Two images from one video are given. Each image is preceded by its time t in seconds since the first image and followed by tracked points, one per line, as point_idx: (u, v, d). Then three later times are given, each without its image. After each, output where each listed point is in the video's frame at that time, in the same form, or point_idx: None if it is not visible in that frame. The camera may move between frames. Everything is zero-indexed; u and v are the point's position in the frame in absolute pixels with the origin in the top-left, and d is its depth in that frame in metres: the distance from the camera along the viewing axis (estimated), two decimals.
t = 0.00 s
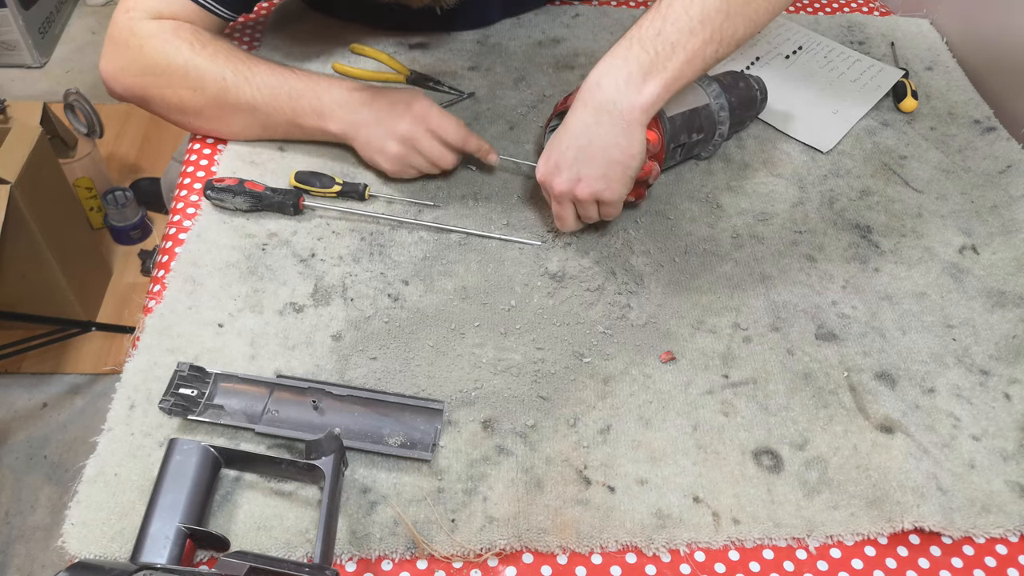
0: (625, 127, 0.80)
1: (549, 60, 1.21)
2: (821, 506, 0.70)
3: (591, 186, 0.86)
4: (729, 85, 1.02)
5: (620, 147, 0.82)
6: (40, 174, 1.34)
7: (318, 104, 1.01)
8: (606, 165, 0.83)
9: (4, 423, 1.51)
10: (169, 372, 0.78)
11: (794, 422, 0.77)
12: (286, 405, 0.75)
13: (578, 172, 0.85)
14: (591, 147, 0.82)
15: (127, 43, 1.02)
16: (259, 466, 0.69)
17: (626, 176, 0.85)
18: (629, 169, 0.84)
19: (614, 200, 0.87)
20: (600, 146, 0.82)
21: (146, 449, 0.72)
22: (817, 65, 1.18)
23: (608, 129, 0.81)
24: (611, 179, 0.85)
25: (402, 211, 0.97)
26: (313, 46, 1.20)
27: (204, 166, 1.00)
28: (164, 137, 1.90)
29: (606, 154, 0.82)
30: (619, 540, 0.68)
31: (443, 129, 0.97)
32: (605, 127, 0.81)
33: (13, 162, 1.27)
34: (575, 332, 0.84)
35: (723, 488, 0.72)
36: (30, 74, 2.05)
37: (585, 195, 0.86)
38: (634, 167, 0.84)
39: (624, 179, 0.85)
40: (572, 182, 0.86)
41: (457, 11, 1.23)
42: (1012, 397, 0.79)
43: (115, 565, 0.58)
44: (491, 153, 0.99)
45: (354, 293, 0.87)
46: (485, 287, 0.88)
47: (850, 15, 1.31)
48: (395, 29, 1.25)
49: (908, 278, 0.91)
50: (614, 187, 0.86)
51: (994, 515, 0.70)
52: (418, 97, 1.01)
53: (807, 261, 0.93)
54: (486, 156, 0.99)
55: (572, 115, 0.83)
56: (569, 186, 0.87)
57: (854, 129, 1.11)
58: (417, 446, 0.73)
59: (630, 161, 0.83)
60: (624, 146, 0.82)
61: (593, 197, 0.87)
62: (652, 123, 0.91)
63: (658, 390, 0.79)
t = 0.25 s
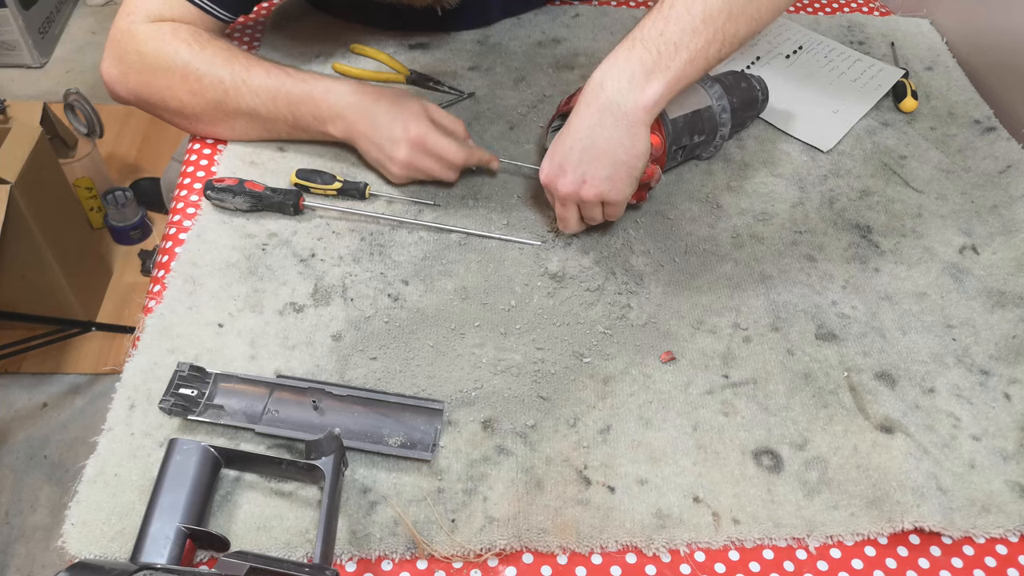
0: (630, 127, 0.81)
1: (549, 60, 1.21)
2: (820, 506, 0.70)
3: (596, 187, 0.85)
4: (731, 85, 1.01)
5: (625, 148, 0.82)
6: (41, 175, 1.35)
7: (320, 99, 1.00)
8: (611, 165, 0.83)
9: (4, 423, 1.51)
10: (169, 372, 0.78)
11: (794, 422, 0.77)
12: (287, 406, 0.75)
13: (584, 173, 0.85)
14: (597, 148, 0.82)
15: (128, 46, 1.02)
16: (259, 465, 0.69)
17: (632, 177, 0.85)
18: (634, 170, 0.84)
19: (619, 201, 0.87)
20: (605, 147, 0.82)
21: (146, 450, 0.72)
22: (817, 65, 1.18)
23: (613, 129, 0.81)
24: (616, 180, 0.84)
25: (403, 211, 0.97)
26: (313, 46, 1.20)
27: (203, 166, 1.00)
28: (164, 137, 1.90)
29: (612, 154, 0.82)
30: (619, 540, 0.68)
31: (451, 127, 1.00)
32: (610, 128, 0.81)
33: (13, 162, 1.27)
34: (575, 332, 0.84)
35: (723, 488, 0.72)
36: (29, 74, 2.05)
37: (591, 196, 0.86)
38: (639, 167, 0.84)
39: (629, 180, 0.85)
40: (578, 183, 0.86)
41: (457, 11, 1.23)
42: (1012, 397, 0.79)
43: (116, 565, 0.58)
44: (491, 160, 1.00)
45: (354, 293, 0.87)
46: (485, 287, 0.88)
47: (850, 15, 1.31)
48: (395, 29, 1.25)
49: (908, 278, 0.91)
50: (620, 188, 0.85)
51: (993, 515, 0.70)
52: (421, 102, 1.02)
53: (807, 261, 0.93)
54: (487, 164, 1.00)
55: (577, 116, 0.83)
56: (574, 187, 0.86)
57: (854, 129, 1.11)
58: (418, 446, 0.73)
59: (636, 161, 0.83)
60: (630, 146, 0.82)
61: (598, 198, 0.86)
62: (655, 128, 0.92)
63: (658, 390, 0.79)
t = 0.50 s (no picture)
0: (633, 123, 0.81)
1: (549, 60, 1.21)
2: (820, 506, 0.70)
3: (599, 184, 0.85)
4: (730, 85, 1.01)
5: (629, 145, 0.82)
6: (41, 175, 1.35)
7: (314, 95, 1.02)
8: (614, 162, 0.83)
9: (4, 423, 1.51)
10: (169, 372, 0.78)
11: (794, 422, 0.77)
12: (287, 406, 0.75)
13: (586, 169, 0.84)
14: (599, 144, 0.82)
15: (131, 40, 1.03)
16: (259, 466, 0.69)
17: (635, 174, 0.84)
18: (637, 166, 0.84)
19: (621, 198, 0.86)
20: (608, 143, 0.82)
21: (146, 449, 0.72)
22: (817, 65, 1.18)
23: (617, 126, 0.81)
24: (619, 177, 0.84)
25: (402, 211, 0.97)
26: (313, 46, 1.20)
27: (203, 165, 1.00)
28: (164, 136, 1.90)
29: (615, 151, 0.82)
30: (619, 540, 0.68)
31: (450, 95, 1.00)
32: (613, 124, 0.81)
33: (13, 162, 1.27)
34: (575, 332, 0.84)
35: (722, 488, 0.72)
36: (29, 74, 2.05)
37: (594, 193, 0.85)
38: (642, 164, 0.84)
39: (632, 176, 0.85)
40: (580, 180, 0.85)
41: (457, 11, 1.23)
42: (1012, 397, 0.79)
43: (116, 565, 0.58)
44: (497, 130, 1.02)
45: (354, 293, 0.87)
46: (486, 287, 0.88)
47: (850, 15, 1.31)
48: (395, 29, 1.25)
49: (908, 278, 0.91)
50: (622, 185, 0.85)
51: (994, 515, 0.70)
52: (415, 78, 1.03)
53: (807, 261, 0.93)
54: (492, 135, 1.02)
55: (579, 113, 0.83)
56: (577, 184, 0.85)
57: (854, 129, 1.11)
58: (418, 446, 0.73)
59: (639, 158, 0.83)
60: (633, 143, 0.82)
61: (601, 195, 0.86)
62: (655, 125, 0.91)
63: (658, 390, 0.79)
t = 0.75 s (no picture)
0: (632, 124, 0.81)
1: (549, 60, 1.21)
2: (820, 506, 0.70)
3: (600, 186, 0.84)
4: (732, 86, 1.01)
5: (629, 146, 0.82)
6: (41, 175, 1.35)
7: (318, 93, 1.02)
8: (614, 164, 0.83)
9: (4, 423, 1.51)
10: (169, 372, 0.78)
11: (794, 422, 0.77)
12: (287, 406, 0.75)
13: (588, 172, 0.84)
14: (599, 146, 0.82)
15: (134, 41, 1.02)
16: (259, 466, 0.69)
17: (636, 175, 0.84)
18: (638, 168, 0.84)
19: (623, 200, 0.86)
20: (609, 145, 0.82)
21: (146, 449, 0.72)
22: (817, 65, 1.18)
23: (616, 128, 0.81)
24: (620, 179, 0.84)
25: (402, 211, 0.97)
26: (313, 46, 1.20)
27: (203, 166, 1.00)
28: (164, 136, 1.90)
29: (615, 152, 0.82)
30: (619, 540, 0.68)
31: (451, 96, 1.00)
32: (613, 126, 0.81)
33: (13, 162, 1.27)
34: (575, 332, 0.84)
35: (722, 488, 0.72)
36: (29, 74, 2.05)
37: (595, 196, 0.85)
38: (643, 165, 0.83)
39: (633, 178, 0.84)
40: (582, 183, 0.85)
41: (457, 11, 1.23)
42: (1012, 397, 0.79)
43: (116, 565, 0.58)
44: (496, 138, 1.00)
45: (354, 293, 0.87)
46: (485, 287, 0.88)
47: (850, 15, 1.31)
48: (395, 29, 1.24)
49: (908, 278, 0.91)
50: (624, 186, 0.85)
51: (993, 515, 0.70)
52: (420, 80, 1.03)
53: (806, 261, 0.93)
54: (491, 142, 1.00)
55: (579, 115, 0.83)
56: (578, 187, 0.85)
57: (854, 129, 1.11)
58: (418, 446, 0.73)
59: (640, 159, 0.83)
60: (633, 144, 0.82)
61: (602, 198, 0.85)
62: (657, 130, 0.92)
63: (658, 390, 0.79)
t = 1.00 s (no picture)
0: (619, 143, 0.81)
1: (549, 60, 1.21)
2: (820, 506, 0.70)
3: (587, 202, 0.86)
4: (732, 87, 1.01)
5: (616, 163, 0.82)
6: (41, 175, 1.35)
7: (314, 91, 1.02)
8: (600, 181, 0.84)
9: (4, 423, 1.51)
10: (169, 372, 0.78)
11: (794, 422, 0.77)
12: (287, 406, 0.75)
13: (575, 186, 0.86)
14: (586, 164, 0.83)
15: (133, 41, 1.02)
16: (259, 465, 0.69)
17: (623, 191, 0.85)
18: (625, 185, 0.84)
19: (611, 214, 0.87)
20: (595, 163, 0.83)
21: (146, 449, 0.72)
22: (817, 65, 1.18)
23: (603, 147, 0.81)
24: (607, 194, 0.85)
25: (402, 211, 0.97)
26: (313, 46, 1.20)
27: (204, 166, 1.00)
28: (164, 137, 1.90)
29: (601, 170, 0.83)
30: (619, 540, 0.68)
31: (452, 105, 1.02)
32: (599, 145, 0.81)
33: (13, 162, 1.27)
34: (575, 332, 0.84)
35: (722, 488, 0.72)
36: (29, 74, 2.05)
37: (582, 210, 0.87)
38: (630, 182, 0.84)
39: (620, 194, 0.85)
40: (569, 197, 0.87)
41: (457, 11, 1.23)
42: (1012, 397, 0.79)
43: (116, 565, 0.58)
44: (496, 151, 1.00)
45: (354, 293, 0.87)
46: (485, 287, 0.88)
47: (850, 15, 1.31)
48: (395, 29, 1.24)
49: (908, 278, 0.91)
50: (611, 203, 0.86)
51: (993, 515, 0.70)
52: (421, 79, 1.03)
53: (806, 261, 0.93)
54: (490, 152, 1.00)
55: (568, 131, 0.83)
56: (566, 200, 0.87)
57: (854, 129, 1.11)
58: (418, 446, 0.73)
59: (626, 176, 0.83)
60: (619, 162, 0.82)
61: (589, 212, 0.87)
62: (657, 132, 0.92)
63: (658, 390, 0.79)
